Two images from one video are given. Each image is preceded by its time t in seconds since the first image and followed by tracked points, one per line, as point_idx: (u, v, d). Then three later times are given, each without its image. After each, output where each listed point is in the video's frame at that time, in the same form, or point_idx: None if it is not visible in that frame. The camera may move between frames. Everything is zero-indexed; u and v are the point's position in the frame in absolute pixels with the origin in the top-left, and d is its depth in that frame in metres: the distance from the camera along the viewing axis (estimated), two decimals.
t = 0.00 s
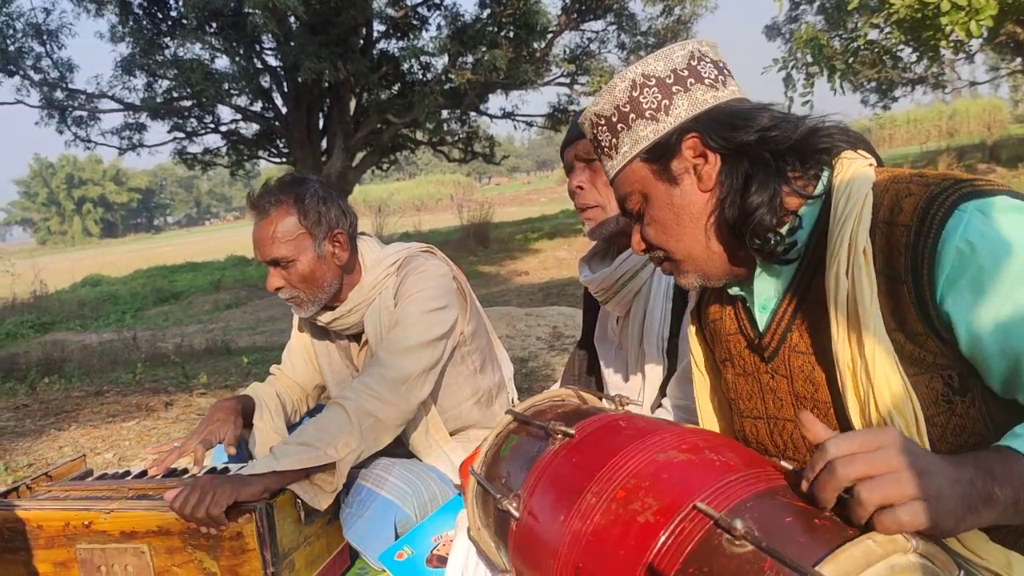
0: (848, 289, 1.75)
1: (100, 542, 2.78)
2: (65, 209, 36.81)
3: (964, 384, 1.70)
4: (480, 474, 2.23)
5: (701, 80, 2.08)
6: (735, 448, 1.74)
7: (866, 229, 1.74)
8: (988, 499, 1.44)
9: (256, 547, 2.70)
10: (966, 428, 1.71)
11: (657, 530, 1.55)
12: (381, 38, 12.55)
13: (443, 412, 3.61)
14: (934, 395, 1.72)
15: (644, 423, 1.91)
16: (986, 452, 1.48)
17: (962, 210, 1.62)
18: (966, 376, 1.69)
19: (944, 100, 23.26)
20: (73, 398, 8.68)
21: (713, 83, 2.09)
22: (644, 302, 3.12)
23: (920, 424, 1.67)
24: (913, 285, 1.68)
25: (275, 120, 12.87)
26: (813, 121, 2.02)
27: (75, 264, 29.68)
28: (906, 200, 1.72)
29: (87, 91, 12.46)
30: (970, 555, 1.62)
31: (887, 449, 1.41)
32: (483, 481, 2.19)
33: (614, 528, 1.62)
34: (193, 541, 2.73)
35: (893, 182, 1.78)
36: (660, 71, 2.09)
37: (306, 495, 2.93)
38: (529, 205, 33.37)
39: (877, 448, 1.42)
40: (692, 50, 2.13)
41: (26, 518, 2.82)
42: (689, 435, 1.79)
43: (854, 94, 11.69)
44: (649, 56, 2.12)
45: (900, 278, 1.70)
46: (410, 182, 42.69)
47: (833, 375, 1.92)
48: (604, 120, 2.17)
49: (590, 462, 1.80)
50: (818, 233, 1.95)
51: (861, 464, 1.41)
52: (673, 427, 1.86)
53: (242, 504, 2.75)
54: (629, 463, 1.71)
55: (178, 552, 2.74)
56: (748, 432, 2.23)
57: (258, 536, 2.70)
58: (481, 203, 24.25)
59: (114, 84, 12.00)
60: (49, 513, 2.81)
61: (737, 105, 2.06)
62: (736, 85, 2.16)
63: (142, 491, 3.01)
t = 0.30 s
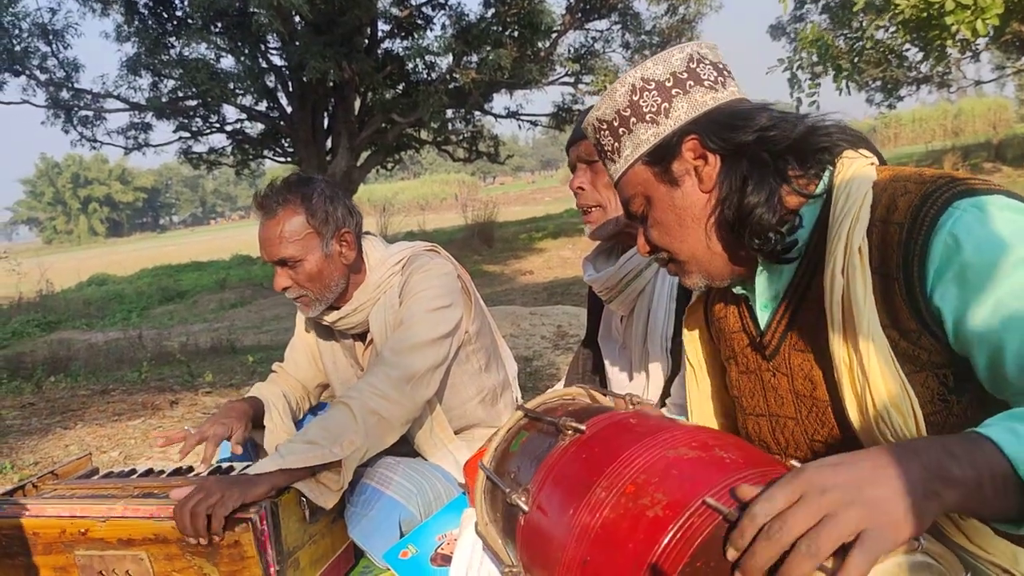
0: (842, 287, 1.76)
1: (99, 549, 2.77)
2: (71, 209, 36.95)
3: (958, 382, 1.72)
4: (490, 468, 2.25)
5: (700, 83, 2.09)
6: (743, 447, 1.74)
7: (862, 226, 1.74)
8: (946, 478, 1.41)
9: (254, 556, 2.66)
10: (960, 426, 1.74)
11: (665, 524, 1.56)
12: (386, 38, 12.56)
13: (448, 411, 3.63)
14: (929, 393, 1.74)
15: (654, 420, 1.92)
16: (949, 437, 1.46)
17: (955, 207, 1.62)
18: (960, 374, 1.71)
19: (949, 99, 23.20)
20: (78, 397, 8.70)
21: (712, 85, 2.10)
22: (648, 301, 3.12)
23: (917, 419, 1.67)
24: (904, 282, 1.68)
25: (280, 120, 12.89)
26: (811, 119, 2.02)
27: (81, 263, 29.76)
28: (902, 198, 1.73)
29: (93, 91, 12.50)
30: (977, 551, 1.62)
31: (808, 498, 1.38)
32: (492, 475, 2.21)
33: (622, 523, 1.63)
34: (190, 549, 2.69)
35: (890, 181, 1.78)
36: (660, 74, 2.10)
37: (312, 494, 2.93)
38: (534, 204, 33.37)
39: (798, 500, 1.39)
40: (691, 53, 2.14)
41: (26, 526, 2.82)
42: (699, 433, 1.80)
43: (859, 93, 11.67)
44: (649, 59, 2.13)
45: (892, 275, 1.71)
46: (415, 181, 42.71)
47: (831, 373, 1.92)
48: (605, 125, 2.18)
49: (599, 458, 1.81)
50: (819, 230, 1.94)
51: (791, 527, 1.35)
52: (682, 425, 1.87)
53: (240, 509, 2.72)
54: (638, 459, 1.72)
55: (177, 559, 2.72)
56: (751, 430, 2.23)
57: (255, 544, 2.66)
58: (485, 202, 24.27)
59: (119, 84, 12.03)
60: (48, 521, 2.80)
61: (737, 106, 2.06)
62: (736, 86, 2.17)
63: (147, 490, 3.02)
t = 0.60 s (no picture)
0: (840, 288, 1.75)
1: (105, 546, 2.81)
2: (75, 209, 37.06)
3: (959, 383, 1.72)
4: (491, 459, 2.28)
5: (700, 85, 2.11)
6: (752, 441, 1.76)
7: (858, 229, 1.74)
8: (942, 475, 1.40)
9: (259, 551, 2.71)
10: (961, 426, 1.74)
11: (679, 510, 1.56)
12: (389, 38, 12.57)
13: (450, 411, 3.63)
14: (929, 393, 1.74)
15: (660, 416, 1.94)
16: (944, 433, 1.44)
17: (951, 208, 1.62)
18: (960, 375, 1.71)
19: (953, 98, 23.16)
20: (83, 397, 8.73)
21: (711, 87, 2.12)
22: (652, 301, 3.13)
23: (916, 418, 1.67)
24: (900, 283, 1.68)
25: (284, 120, 12.91)
26: (810, 119, 2.02)
27: (85, 263, 29.82)
28: (898, 199, 1.73)
29: (97, 91, 12.53)
30: (981, 551, 1.62)
31: (808, 480, 1.38)
32: (495, 466, 2.23)
33: (634, 508, 1.62)
34: (197, 544, 2.74)
35: (887, 182, 1.78)
36: (659, 77, 2.13)
37: (314, 493, 2.93)
38: (537, 204, 33.39)
39: (800, 481, 1.39)
40: (690, 55, 2.16)
41: (33, 523, 2.85)
42: (707, 427, 1.82)
43: (863, 92, 11.66)
44: (647, 62, 2.16)
45: (889, 275, 1.70)
46: (419, 181, 42.73)
47: (831, 374, 1.92)
48: (605, 127, 2.20)
49: (610, 447, 1.82)
50: (818, 230, 1.92)
51: (784, 514, 1.37)
52: (689, 420, 1.88)
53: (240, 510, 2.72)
54: (651, 447, 1.73)
55: (183, 555, 2.76)
56: (751, 431, 2.24)
57: (261, 540, 2.70)
58: (488, 203, 24.28)
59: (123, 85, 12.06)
60: (55, 518, 2.83)
61: (737, 108, 2.06)
62: (736, 88, 2.18)
63: (151, 490, 3.02)
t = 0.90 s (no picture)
0: (843, 291, 1.74)
1: (109, 540, 2.81)
2: (73, 209, 37.03)
3: (961, 384, 1.72)
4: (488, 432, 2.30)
5: (698, 84, 2.11)
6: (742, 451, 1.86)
7: (861, 231, 1.74)
8: (956, 489, 1.43)
9: (262, 544, 2.71)
10: (965, 429, 1.74)
11: (695, 478, 1.62)
12: (388, 38, 12.55)
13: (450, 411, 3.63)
14: (932, 396, 1.73)
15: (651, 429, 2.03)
16: (958, 445, 1.48)
17: (955, 210, 1.63)
18: (963, 377, 1.71)
19: (952, 98, 23.15)
20: (81, 397, 8.71)
21: (710, 86, 2.12)
22: (651, 302, 3.13)
23: (920, 424, 1.66)
24: (907, 287, 1.69)
25: (282, 120, 12.90)
26: (809, 120, 2.03)
27: (84, 263, 29.79)
28: (900, 200, 1.74)
29: (95, 91, 12.51)
30: (978, 557, 1.62)
31: (841, 456, 1.41)
32: (491, 438, 2.25)
33: (649, 472, 1.67)
34: (201, 538, 2.75)
35: (887, 184, 1.79)
36: (658, 75, 2.13)
37: (314, 494, 2.93)
38: (536, 204, 33.37)
39: (831, 460, 1.42)
40: (689, 53, 2.17)
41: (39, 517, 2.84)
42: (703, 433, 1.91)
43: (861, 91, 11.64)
44: (645, 61, 2.17)
45: (895, 278, 1.71)
46: (417, 181, 42.71)
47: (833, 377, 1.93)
48: (602, 126, 2.20)
49: (618, 432, 1.89)
50: (819, 229, 1.93)
51: (813, 484, 1.40)
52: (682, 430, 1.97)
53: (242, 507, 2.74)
54: (663, 436, 1.82)
55: (186, 550, 2.76)
56: (749, 434, 2.23)
57: (265, 534, 2.71)
58: (487, 202, 24.28)
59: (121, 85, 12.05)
60: (62, 510, 2.83)
61: (736, 108, 2.06)
62: (734, 87, 2.18)
63: (150, 489, 3.03)
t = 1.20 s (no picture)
0: (843, 287, 1.74)
1: (88, 557, 2.79)
2: (64, 208, 36.85)
3: (957, 381, 1.73)
4: (496, 423, 2.31)
5: (691, 82, 2.12)
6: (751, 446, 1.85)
7: (860, 226, 1.74)
8: (963, 492, 1.44)
9: (245, 563, 2.66)
10: (960, 424, 1.75)
11: (706, 470, 1.62)
12: (380, 36, 12.54)
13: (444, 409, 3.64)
14: (928, 392, 1.74)
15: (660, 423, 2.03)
16: (963, 447, 1.48)
17: (956, 208, 1.64)
18: (959, 373, 1.72)
19: (944, 97, 23.25)
20: (72, 396, 8.69)
21: (702, 85, 2.13)
22: (643, 298, 3.15)
23: (916, 421, 1.68)
24: (906, 284, 1.70)
25: (274, 119, 12.87)
26: (803, 117, 2.03)
27: (75, 262, 29.67)
28: (900, 198, 1.75)
29: (86, 90, 12.46)
30: (970, 552, 1.63)
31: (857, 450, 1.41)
32: (502, 427, 2.27)
33: (658, 464, 1.68)
34: (180, 556, 2.68)
35: (887, 182, 1.79)
36: (651, 74, 2.14)
37: (307, 493, 2.93)
38: (529, 203, 33.38)
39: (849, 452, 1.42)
40: (681, 52, 2.18)
41: (17, 535, 2.84)
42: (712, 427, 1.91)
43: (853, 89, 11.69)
44: (639, 60, 2.17)
45: (894, 276, 1.71)
46: (410, 180, 42.66)
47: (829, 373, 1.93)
48: (595, 125, 2.21)
49: (629, 424, 1.90)
50: (817, 225, 1.93)
51: (825, 476, 1.41)
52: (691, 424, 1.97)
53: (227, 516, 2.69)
54: (675, 428, 1.83)
55: (167, 565, 2.71)
56: (744, 430, 2.25)
57: (246, 552, 2.64)
58: (479, 201, 24.26)
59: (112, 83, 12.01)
60: (34, 530, 2.82)
61: (729, 106, 2.07)
62: (727, 85, 2.18)
63: (142, 489, 3.01)
